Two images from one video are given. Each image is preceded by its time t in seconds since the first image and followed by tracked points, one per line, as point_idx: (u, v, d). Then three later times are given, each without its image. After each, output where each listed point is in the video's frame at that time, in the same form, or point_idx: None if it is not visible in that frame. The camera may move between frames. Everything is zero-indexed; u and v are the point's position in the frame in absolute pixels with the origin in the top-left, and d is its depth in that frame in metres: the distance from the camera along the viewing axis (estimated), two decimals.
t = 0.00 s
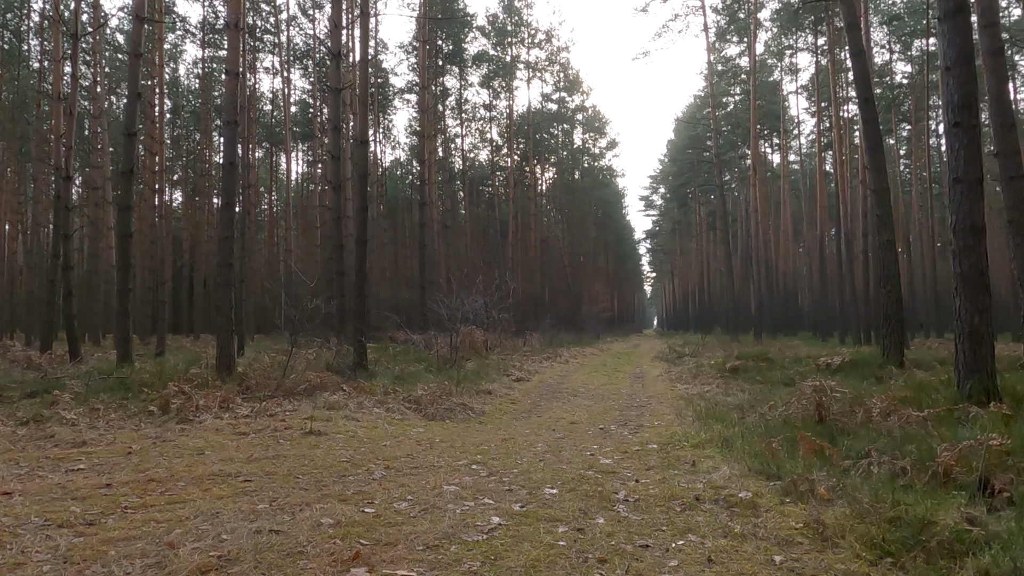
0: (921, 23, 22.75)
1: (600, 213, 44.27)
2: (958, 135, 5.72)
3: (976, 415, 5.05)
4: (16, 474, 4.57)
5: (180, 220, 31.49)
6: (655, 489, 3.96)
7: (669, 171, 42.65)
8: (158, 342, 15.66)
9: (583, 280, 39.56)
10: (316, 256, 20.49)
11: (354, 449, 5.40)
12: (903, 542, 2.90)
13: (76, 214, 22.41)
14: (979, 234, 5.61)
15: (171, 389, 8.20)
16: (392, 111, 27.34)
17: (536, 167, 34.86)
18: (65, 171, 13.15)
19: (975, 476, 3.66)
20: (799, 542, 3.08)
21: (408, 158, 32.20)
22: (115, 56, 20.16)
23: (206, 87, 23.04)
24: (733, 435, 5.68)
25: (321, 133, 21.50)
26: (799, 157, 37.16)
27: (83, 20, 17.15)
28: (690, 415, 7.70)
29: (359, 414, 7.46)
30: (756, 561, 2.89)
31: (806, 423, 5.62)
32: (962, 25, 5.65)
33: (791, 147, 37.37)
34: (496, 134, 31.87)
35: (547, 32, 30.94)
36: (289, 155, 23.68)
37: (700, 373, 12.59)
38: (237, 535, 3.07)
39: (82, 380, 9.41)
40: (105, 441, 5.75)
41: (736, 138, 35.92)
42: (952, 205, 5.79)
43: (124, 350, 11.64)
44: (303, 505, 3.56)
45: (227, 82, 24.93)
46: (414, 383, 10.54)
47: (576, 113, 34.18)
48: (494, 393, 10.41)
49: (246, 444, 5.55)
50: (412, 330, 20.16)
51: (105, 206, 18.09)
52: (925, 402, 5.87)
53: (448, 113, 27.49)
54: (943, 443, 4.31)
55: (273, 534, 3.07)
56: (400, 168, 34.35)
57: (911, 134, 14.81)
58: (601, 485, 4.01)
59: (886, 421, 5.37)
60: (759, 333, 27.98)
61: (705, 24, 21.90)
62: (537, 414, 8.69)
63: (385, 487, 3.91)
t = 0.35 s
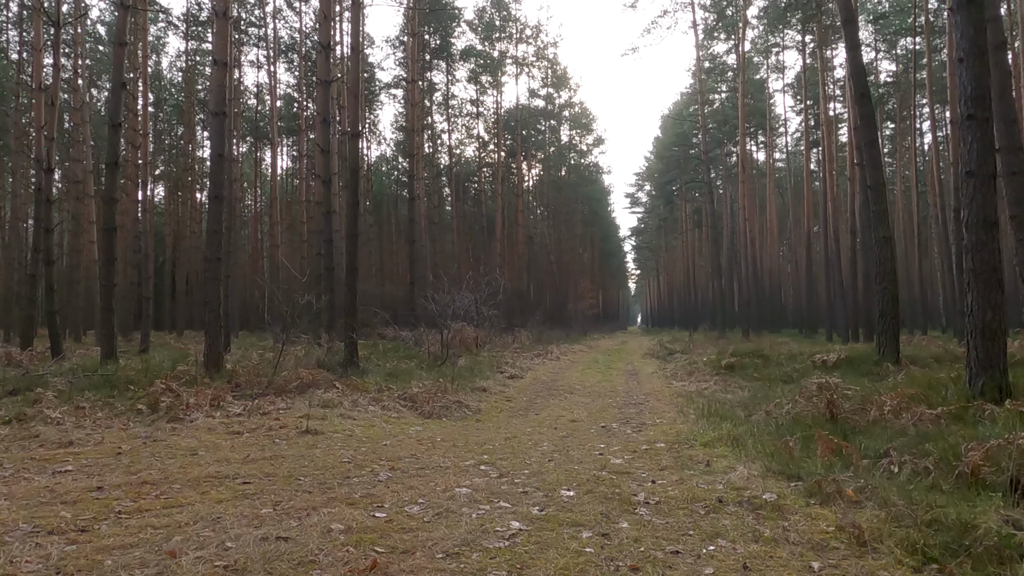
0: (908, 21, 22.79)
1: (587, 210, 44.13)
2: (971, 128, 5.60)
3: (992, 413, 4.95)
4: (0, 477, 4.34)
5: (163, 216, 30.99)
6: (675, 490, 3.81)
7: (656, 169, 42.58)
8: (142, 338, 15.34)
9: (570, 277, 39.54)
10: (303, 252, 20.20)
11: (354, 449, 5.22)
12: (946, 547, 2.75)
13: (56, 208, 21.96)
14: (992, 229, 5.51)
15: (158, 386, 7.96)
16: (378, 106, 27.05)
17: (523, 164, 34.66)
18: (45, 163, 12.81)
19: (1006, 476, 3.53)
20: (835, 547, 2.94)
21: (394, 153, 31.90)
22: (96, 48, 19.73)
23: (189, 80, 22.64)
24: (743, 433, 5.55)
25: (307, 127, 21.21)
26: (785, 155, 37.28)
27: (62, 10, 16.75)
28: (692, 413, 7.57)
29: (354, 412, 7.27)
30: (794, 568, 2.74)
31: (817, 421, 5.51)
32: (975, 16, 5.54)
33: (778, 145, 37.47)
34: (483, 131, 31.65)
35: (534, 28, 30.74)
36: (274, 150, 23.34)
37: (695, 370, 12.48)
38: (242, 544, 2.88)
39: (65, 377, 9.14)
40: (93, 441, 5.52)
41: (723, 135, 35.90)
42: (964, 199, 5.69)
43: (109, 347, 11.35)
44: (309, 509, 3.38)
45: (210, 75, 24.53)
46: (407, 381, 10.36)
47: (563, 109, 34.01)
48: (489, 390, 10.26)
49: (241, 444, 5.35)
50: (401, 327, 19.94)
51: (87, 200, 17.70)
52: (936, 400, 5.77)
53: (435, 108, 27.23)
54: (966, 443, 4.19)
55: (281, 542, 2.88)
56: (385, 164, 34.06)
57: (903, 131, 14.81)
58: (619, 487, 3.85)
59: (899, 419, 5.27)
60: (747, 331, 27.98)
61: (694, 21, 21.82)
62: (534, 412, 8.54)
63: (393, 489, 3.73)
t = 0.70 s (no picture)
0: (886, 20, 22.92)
1: (564, 206, 43.94)
2: (971, 125, 5.53)
3: (995, 416, 4.88)
4: None
5: (133, 209, 30.32)
6: (684, 500, 3.67)
7: (632, 165, 42.53)
8: (113, 334, 14.91)
9: (548, 272, 39.52)
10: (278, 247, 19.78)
11: (343, 455, 5.02)
12: (978, 563, 2.63)
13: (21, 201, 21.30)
14: (991, 229, 5.45)
15: (132, 387, 7.67)
16: (354, 99, 26.63)
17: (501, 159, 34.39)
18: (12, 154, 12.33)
19: None
20: (858, 562, 2.81)
21: (370, 147, 31.48)
22: (64, 37, 19.13)
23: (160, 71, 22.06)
24: (740, 437, 5.44)
25: (284, 121, 20.83)
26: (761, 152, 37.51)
27: None
28: (683, 414, 7.46)
29: (338, 414, 7.06)
30: None
31: (816, 424, 5.41)
32: (975, 13, 5.48)
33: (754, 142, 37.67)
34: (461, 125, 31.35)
35: (513, 21, 30.45)
36: (248, 143, 22.86)
37: (680, 368, 12.40)
38: (233, 564, 2.68)
39: (33, 377, 8.80)
40: (65, 447, 5.26)
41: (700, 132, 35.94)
42: (963, 197, 5.63)
43: (79, 345, 10.98)
44: (301, 524, 3.18)
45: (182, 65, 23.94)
46: (390, 380, 10.13)
47: (541, 104, 33.79)
48: (473, 390, 10.08)
49: (223, 450, 5.13)
50: (380, 323, 19.64)
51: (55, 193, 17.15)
52: (935, 402, 5.71)
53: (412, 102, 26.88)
54: (975, 448, 4.11)
55: (275, 564, 2.69)
56: (361, 158, 33.61)
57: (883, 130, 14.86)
58: (625, 496, 3.70)
59: (900, 422, 5.19)
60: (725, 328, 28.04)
61: (673, 18, 21.74)
62: (521, 412, 8.38)
63: (390, 501, 3.55)
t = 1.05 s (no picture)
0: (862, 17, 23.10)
1: (540, 200, 43.81)
2: (970, 119, 5.50)
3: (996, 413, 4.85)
4: None
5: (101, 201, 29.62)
6: (695, 499, 3.55)
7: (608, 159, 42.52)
8: (82, 328, 14.50)
9: (525, 267, 39.47)
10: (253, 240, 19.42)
11: (336, 454, 4.85)
12: (1011, 564, 2.54)
13: None
14: (989, 223, 5.44)
15: (107, 384, 7.41)
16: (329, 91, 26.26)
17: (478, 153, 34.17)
18: None
19: None
20: (885, 565, 2.72)
21: (346, 140, 31.08)
22: (29, 22, 18.56)
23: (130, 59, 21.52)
24: (738, 433, 5.35)
25: (260, 112, 20.43)
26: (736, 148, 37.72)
27: None
28: (674, 409, 7.37)
29: (323, 410, 6.87)
30: None
31: (816, 420, 5.34)
32: (975, 5, 5.45)
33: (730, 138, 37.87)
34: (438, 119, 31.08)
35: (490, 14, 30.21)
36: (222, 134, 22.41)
37: (664, 363, 12.36)
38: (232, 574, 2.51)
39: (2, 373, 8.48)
40: (38, 446, 5.01)
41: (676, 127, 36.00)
42: (960, 193, 5.62)
43: (49, 339, 10.64)
44: (300, 528, 3.02)
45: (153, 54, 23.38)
46: (373, 375, 9.94)
47: (518, 98, 33.59)
48: (458, 385, 9.94)
49: (208, 449, 4.93)
50: (358, 317, 19.39)
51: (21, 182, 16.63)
52: (931, 397, 5.68)
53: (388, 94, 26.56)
54: (981, 445, 4.07)
55: (276, 573, 2.53)
56: (336, 150, 33.16)
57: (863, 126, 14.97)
58: (633, 495, 3.58)
59: (901, 417, 5.13)
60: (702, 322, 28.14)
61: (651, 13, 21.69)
62: (509, 408, 8.25)
63: (392, 503, 3.39)
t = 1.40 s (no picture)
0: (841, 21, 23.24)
1: (519, 200, 43.67)
2: (971, 121, 5.44)
3: (1000, 417, 4.80)
4: None
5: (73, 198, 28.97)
6: (710, 510, 3.44)
7: (587, 160, 42.48)
8: (55, 328, 14.11)
9: (504, 267, 39.32)
10: (230, 240, 19.06)
11: (331, 462, 4.68)
12: None
13: None
14: (990, 225, 5.41)
15: (85, 388, 7.15)
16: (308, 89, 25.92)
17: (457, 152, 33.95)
18: None
19: None
20: None
21: (324, 139, 30.72)
22: None
23: (104, 54, 21.05)
24: (739, 438, 5.27)
25: (237, 109, 20.08)
26: (715, 148, 37.90)
27: None
28: (668, 413, 7.29)
29: (311, 415, 6.70)
30: None
31: (818, 424, 5.26)
32: (977, 5, 5.40)
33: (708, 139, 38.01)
34: (418, 118, 30.83)
35: (470, 13, 30.01)
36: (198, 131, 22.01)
37: (651, 364, 12.30)
38: None
39: None
40: (15, 456, 4.79)
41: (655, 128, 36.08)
42: (961, 194, 5.58)
43: (22, 341, 10.32)
44: (304, 547, 2.86)
45: (126, 49, 22.88)
46: (359, 377, 9.75)
47: (498, 98, 33.41)
48: (445, 387, 9.79)
49: (195, 458, 4.75)
50: (340, 317, 19.13)
51: None
52: (930, 401, 5.63)
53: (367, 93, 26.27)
54: (994, 452, 4.00)
55: None
56: (314, 149, 32.76)
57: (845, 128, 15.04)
58: (646, 506, 3.47)
59: (904, 421, 5.07)
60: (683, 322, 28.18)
61: (632, 14, 21.67)
62: (499, 411, 8.11)
63: (397, 517, 3.24)
